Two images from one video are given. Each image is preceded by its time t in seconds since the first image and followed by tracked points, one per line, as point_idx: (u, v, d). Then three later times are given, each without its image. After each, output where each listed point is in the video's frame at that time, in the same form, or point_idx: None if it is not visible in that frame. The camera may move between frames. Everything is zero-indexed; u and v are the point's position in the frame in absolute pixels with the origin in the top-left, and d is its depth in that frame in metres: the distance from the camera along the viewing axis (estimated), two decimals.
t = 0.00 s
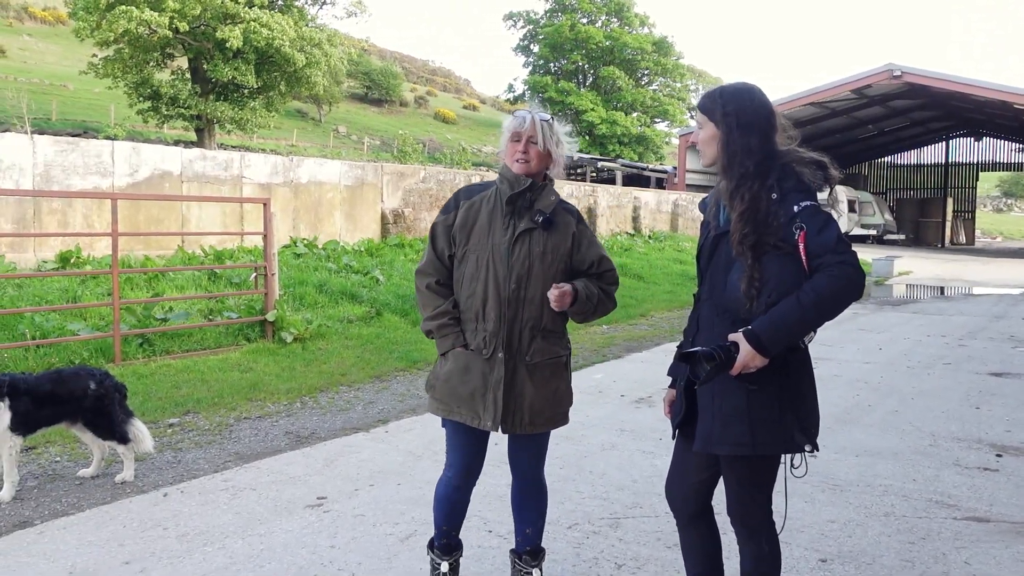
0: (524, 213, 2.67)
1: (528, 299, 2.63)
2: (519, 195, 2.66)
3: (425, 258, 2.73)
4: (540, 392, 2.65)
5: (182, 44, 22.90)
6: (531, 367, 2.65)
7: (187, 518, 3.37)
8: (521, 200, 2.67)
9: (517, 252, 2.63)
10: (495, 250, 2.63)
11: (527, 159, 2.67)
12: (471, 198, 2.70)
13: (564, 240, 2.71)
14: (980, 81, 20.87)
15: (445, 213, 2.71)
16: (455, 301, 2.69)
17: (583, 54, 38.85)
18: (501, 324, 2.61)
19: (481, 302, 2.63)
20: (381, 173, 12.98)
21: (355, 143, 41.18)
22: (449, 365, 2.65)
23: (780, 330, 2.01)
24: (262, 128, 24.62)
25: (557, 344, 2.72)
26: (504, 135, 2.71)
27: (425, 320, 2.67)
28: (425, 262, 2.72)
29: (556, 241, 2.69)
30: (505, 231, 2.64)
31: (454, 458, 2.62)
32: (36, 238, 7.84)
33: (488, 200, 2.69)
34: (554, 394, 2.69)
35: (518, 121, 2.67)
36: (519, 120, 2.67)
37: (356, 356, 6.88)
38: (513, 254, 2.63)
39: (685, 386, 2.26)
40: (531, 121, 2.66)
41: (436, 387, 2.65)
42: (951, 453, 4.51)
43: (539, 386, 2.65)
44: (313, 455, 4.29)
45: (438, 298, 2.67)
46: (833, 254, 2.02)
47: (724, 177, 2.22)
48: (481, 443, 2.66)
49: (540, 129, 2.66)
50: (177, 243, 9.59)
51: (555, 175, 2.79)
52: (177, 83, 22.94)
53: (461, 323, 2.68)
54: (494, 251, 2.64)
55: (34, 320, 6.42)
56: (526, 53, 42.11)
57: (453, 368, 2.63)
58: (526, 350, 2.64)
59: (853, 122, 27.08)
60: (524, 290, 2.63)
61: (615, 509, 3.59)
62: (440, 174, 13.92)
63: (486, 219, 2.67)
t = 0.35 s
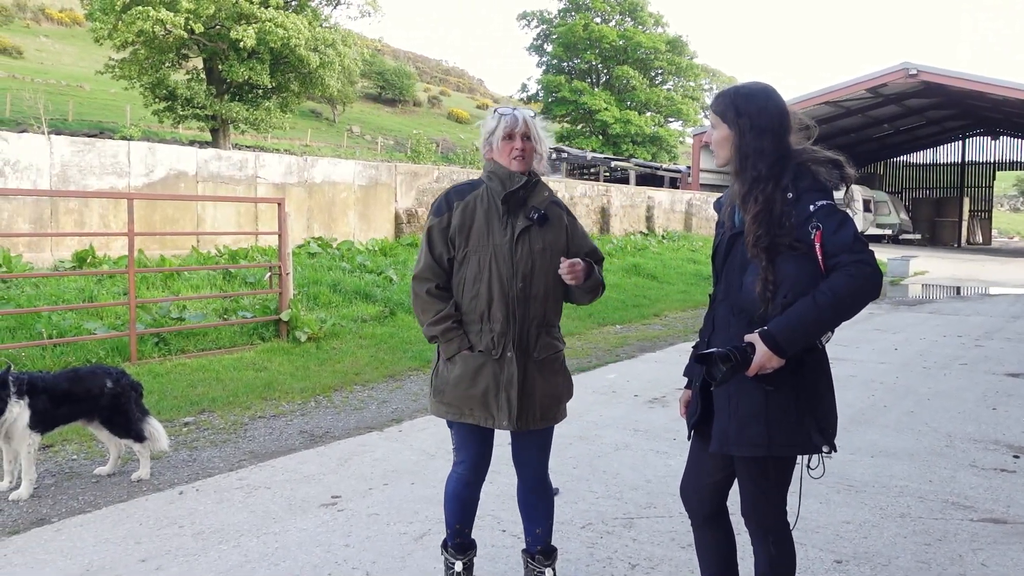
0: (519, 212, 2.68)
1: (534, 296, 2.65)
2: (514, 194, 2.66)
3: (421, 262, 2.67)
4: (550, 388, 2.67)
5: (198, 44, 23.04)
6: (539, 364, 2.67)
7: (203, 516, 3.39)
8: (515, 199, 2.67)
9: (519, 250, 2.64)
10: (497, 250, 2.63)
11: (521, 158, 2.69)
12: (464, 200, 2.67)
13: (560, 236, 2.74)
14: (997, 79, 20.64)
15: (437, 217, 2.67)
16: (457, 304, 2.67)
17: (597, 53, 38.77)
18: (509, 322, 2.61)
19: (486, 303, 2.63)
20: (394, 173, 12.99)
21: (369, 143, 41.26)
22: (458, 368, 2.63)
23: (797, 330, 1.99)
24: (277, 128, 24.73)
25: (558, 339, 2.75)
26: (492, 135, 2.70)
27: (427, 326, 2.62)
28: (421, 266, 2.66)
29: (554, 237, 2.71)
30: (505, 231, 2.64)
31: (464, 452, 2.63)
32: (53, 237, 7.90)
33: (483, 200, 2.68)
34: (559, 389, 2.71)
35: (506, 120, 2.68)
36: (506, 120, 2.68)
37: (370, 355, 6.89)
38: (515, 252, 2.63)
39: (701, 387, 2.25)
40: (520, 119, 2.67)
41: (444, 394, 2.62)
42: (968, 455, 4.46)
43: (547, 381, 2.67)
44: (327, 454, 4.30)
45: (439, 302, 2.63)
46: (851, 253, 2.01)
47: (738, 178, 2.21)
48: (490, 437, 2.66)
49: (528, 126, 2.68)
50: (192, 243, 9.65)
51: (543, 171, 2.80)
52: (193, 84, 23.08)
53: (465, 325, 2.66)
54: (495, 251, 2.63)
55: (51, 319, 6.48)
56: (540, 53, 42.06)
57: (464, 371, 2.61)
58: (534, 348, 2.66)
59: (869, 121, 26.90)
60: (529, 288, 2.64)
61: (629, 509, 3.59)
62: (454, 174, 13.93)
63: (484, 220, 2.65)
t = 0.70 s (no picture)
0: (507, 211, 2.67)
1: (531, 294, 2.67)
2: (498, 195, 2.66)
3: (413, 272, 2.62)
4: (552, 382, 2.70)
5: (208, 44, 23.11)
6: (541, 359, 2.69)
7: (212, 514, 3.40)
8: (500, 199, 2.66)
9: (513, 250, 2.64)
10: (490, 253, 2.63)
11: (505, 157, 2.67)
12: (450, 206, 2.64)
13: (547, 231, 2.75)
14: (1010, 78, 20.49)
15: (424, 226, 2.62)
16: (454, 310, 2.65)
17: (607, 53, 38.70)
18: (509, 323, 2.62)
19: (485, 306, 2.62)
20: (404, 172, 13.01)
21: (378, 143, 41.32)
22: (463, 374, 2.61)
23: (808, 330, 1.98)
24: (287, 127, 24.78)
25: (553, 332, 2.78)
26: (469, 137, 2.67)
27: (427, 335, 2.60)
28: (413, 276, 2.62)
29: (542, 233, 2.72)
30: (496, 233, 2.63)
31: (469, 450, 2.63)
32: (64, 237, 7.94)
33: (470, 204, 2.65)
34: (560, 380, 2.74)
35: (484, 119, 2.65)
36: (486, 119, 2.65)
37: (379, 354, 6.90)
38: (509, 254, 2.63)
39: (711, 387, 2.24)
40: (498, 118, 2.65)
41: (450, 400, 2.60)
42: (978, 456, 4.44)
43: (549, 374, 2.70)
44: (336, 452, 4.32)
45: (438, 310, 2.60)
46: (860, 252, 2.00)
47: (749, 177, 2.20)
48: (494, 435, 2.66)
49: (508, 125, 2.66)
50: (202, 242, 9.68)
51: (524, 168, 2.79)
52: (203, 84, 23.15)
53: (464, 330, 2.64)
54: (489, 254, 2.63)
55: (62, 318, 6.51)
56: (549, 52, 42.02)
57: (469, 377, 2.60)
58: (534, 344, 2.68)
59: (880, 120, 26.76)
60: (525, 287, 2.66)
61: (637, 509, 3.58)
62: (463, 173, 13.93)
63: (473, 224, 2.64)
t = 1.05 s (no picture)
0: (489, 212, 2.67)
1: (519, 294, 2.66)
2: (480, 197, 2.65)
3: (399, 281, 2.63)
4: (547, 378, 2.69)
5: (215, 44, 23.16)
6: (534, 357, 2.68)
7: (217, 513, 3.41)
8: (481, 201, 2.65)
9: (497, 252, 2.63)
10: (475, 256, 2.62)
11: (490, 159, 2.66)
12: (432, 214, 2.64)
13: (533, 229, 2.73)
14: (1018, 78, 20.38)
15: (408, 235, 2.62)
16: (444, 315, 2.65)
17: (613, 52, 38.65)
18: (501, 324, 2.61)
19: (475, 309, 2.62)
20: (410, 171, 13.01)
21: (385, 143, 41.34)
22: (457, 378, 2.61)
23: (815, 329, 1.97)
24: (293, 127, 24.82)
25: (546, 328, 2.77)
26: (455, 139, 2.65)
27: (418, 342, 2.61)
28: (400, 285, 2.63)
29: (527, 232, 2.71)
30: (479, 236, 2.63)
31: (472, 450, 2.63)
32: (72, 235, 7.96)
33: (453, 209, 2.65)
34: (557, 376, 2.74)
35: (464, 123, 2.64)
36: (466, 122, 2.64)
37: (385, 353, 6.89)
38: (493, 255, 2.63)
39: (718, 386, 2.24)
40: (479, 120, 2.63)
41: (447, 404, 2.61)
42: (985, 456, 4.42)
43: (545, 371, 2.69)
44: (342, 451, 4.32)
45: (427, 317, 2.61)
46: (866, 250, 1.99)
47: (753, 176, 2.19)
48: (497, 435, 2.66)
49: (488, 126, 2.64)
50: (208, 241, 9.70)
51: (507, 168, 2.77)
52: (210, 83, 23.19)
53: (455, 333, 2.65)
54: (474, 257, 2.62)
55: (70, 317, 6.54)
56: (556, 52, 41.97)
57: (463, 380, 2.60)
58: (527, 343, 2.67)
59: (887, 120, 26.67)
60: (512, 288, 2.65)
61: (643, 508, 3.58)
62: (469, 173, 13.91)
63: (456, 229, 2.63)
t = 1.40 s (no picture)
0: (486, 210, 2.66)
1: (519, 291, 2.64)
2: (476, 195, 2.64)
3: (400, 281, 2.67)
4: (552, 375, 2.68)
5: (219, 44, 23.20)
6: (537, 355, 2.67)
7: (219, 512, 3.41)
8: (477, 200, 2.65)
9: (495, 250, 2.63)
10: (472, 255, 2.62)
11: (489, 157, 2.64)
12: (428, 214, 2.66)
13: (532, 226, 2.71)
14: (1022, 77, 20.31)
15: (406, 236, 2.65)
16: (445, 315, 2.67)
17: (616, 52, 38.62)
18: (501, 322, 2.61)
19: (474, 308, 2.62)
20: (413, 171, 13.01)
21: (388, 143, 41.38)
22: (459, 377, 2.62)
23: (817, 329, 1.97)
24: (297, 126, 24.85)
25: (549, 324, 2.75)
26: (455, 138, 2.65)
27: (420, 342, 2.64)
28: (400, 287, 2.67)
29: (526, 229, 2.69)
30: (476, 234, 2.62)
31: (474, 451, 2.63)
32: (76, 235, 7.99)
33: (449, 208, 2.66)
34: (563, 372, 2.72)
35: (459, 123, 2.64)
36: (462, 122, 2.63)
37: (388, 353, 6.89)
38: (490, 254, 2.62)
39: (720, 385, 2.24)
40: (475, 118, 2.63)
41: (450, 403, 2.62)
42: (988, 456, 4.41)
43: (549, 368, 2.68)
44: (345, 451, 4.33)
45: (427, 317, 2.63)
46: (866, 249, 1.99)
47: (753, 176, 2.20)
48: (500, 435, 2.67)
49: (486, 123, 2.63)
50: (211, 242, 9.73)
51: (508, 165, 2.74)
52: (214, 84, 23.23)
53: (456, 333, 2.66)
54: (471, 256, 2.62)
55: (74, 316, 6.57)
56: (559, 52, 41.95)
57: (465, 379, 2.61)
58: (529, 341, 2.66)
59: (891, 120, 26.58)
60: (512, 286, 2.63)
61: (645, 509, 3.58)
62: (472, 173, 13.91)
63: (452, 229, 2.64)
